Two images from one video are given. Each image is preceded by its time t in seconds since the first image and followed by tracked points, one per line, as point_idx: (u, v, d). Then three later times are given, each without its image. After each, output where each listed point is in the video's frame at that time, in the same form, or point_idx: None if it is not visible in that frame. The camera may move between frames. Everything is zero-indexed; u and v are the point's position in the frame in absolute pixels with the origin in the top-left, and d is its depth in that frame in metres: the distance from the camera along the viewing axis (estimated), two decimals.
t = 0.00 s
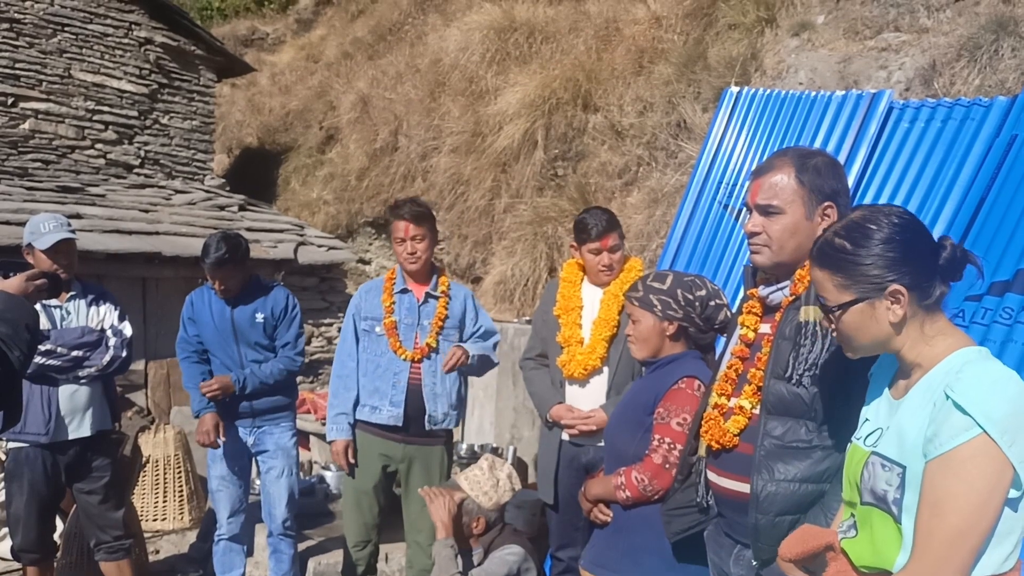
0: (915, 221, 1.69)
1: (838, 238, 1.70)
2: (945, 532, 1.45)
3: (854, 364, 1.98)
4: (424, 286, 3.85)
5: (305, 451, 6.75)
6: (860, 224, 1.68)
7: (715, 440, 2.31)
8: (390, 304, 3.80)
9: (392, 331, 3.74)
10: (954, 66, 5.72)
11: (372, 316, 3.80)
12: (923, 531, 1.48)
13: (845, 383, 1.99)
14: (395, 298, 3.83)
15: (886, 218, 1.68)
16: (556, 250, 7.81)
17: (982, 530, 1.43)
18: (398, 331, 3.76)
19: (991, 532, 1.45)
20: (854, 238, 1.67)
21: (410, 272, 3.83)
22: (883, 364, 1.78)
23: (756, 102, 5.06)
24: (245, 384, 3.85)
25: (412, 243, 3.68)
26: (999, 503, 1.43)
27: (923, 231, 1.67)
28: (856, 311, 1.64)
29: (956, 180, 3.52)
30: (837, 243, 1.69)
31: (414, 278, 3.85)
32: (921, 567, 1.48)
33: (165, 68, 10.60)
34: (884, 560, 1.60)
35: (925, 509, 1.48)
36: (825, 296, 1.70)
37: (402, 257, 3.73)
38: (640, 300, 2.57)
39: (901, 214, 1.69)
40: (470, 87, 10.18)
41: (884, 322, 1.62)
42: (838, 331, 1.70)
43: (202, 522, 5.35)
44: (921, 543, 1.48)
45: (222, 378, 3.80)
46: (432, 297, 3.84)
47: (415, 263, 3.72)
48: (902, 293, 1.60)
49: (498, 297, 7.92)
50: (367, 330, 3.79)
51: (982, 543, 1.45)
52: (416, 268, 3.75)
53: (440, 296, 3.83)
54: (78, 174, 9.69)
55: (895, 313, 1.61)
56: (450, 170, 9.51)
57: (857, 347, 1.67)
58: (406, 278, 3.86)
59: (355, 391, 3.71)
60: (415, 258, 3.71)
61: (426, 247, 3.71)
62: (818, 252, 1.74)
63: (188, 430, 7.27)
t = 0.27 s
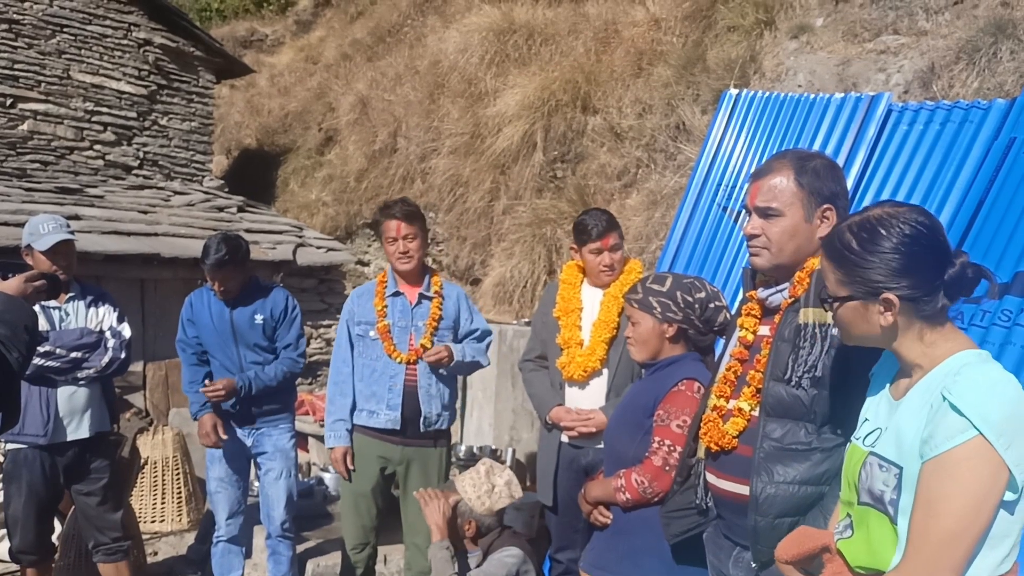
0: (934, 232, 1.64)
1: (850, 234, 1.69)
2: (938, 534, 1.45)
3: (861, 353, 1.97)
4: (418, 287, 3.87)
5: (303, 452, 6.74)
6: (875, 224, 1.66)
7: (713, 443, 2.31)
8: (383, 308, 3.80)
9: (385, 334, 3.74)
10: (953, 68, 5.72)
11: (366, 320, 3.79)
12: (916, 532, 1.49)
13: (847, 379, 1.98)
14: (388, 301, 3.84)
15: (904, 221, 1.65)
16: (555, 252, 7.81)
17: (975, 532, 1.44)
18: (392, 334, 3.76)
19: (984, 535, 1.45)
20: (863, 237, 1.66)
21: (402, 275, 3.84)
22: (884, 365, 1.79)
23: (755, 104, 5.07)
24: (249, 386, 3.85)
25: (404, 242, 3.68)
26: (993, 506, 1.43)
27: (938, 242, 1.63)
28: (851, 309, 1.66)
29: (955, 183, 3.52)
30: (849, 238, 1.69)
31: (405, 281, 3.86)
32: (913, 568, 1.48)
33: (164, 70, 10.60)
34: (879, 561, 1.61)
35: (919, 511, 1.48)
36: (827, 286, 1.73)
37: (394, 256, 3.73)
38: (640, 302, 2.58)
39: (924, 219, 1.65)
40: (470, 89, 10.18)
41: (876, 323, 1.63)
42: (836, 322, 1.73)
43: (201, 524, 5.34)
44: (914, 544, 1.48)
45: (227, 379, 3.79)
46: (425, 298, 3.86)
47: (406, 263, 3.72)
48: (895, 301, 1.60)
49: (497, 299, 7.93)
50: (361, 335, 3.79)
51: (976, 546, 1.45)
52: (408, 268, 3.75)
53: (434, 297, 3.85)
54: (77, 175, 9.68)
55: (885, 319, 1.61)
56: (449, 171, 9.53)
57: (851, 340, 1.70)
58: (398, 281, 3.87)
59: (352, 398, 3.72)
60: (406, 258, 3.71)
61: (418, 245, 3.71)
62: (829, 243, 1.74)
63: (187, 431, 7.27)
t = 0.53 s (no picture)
0: (945, 232, 1.65)
1: (861, 230, 1.70)
2: (939, 533, 1.46)
3: (863, 352, 1.98)
4: (412, 289, 3.86)
5: (301, 454, 6.73)
6: (886, 222, 1.67)
7: (712, 444, 2.31)
8: (378, 310, 3.79)
9: (382, 336, 3.73)
10: (951, 71, 5.73)
11: (361, 323, 3.78)
12: (916, 531, 1.49)
13: (845, 382, 1.99)
14: (383, 303, 3.82)
15: (916, 220, 1.66)
16: (554, 253, 7.81)
17: (976, 533, 1.44)
18: (389, 336, 3.76)
19: (984, 536, 1.46)
20: (875, 234, 1.67)
21: (396, 275, 3.83)
22: (887, 365, 1.81)
23: (753, 106, 5.07)
24: (242, 386, 3.85)
25: (402, 242, 3.68)
26: (995, 507, 1.44)
27: (948, 243, 1.64)
28: (858, 306, 1.67)
29: (953, 185, 3.53)
30: (860, 235, 1.70)
31: (399, 282, 3.85)
32: (912, 567, 1.49)
33: (162, 70, 10.59)
34: (878, 560, 1.61)
35: (920, 510, 1.49)
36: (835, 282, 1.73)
37: (391, 256, 3.72)
38: (639, 304, 2.58)
39: (936, 220, 1.66)
40: (468, 90, 10.17)
41: (882, 321, 1.63)
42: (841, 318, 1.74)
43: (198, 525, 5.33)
44: (914, 543, 1.49)
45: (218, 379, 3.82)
46: (420, 299, 3.85)
47: (403, 264, 3.72)
48: (902, 300, 1.60)
49: (496, 300, 7.92)
50: (357, 337, 3.78)
51: (976, 547, 1.46)
52: (405, 269, 3.75)
53: (428, 297, 3.84)
54: (75, 175, 9.67)
55: (892, 317, 1.62)
56: (447, 173, 9.54)
57: (855, 336, 1.71)
58: (392, 282, 3.86)
59: (346, 401, 3.71)
60: (403, 259, 3.72)
61: (415, 246, 3.72)
62: (841, 239, 1.75)
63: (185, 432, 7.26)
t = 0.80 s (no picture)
0: (952, 230, 1.66)
1: (868, 229, 1.71)
2: (944, 534, 1.46)
3: (865, 354, 1.98)
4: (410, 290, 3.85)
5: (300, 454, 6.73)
6: (894, 220, 1.68)
7: (712, 446, 2.32)
8: (377, 311, 3.78)
9: (381, 338, 3.73)
10: (949, 72, 5.74)
11: (360, 324, 3.78)
12: (921, 532, 1.49)
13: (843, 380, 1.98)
14: (381, 304, 3.82)
15: (924, 219, 1.67)
16: (553, 254, 7.81)
17: (980, 534, 1.45)
18: (387, 338, 3.75)
19: (989, 537, 1.46)
20: (883, 233, 1.68)
21: (394, 275, 3.82)
22: (891, 365, 1.82)
23: (752, 107, 5.08)
24: (240, 388, 3.85)
25: (402, 243, 3.68)
26: (1001, 508, 1.44)
27: (956, 241, 1.65)
28: (865, 304, 1.67)
29: (952, 186, 3.53)
30: (867, 233, 1.70)
31: (397, 283, 3.85)
32: (916, 567, 1.49)
33: (160, 71, 10.59)
34: (880, 560, 1.61)
35: (925, 510, 1.49)
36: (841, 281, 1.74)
37: (390, 258, 3.72)
38: (640, 305, 2.58)
39: (942, 218, 1.67)
40: (467, 91, 10.17)
41: (890, 320, 1.64)
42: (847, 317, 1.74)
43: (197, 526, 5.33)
44: (919, 543, 1.49)
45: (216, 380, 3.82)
46: (418, 300, 3.85)
47: (403, 265, 3.72)
48: (911, 298, 1.60)
49: (494, 301, 7.92)
50: (356, 338, 3.77)
51: (981, 548, 1.46)
52: (404, 271, 3.75)
53: (426, 299, 3.85)
54: (74, 176, 9.67)
55: (900, 316, 1.62)
56: (446, 173, 9.55)
57: (860, 336, 1.71)
58: (390, 283, 3.85)
59: (346, 402, 3.70)
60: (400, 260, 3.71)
61: (414, 247, 3.72)
62: (847, 237, 1.75)
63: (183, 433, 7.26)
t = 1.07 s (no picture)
0: (958, 228, 1.66)
1: (874, 227, 1.72)
2: (947, 534, 1.46)
3: (866, 354, 1.98)
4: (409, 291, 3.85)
5: (299, 454, 6.73)
6: (900, 218, 1.69)
7: (711, 445, 2.32)
8: (375, 311, 3.78)
9: (379, 338, 3.73)
10: (948, 72, 5.74)
11: (357, 324, 3.78)
12: (924, 532, 1.50)
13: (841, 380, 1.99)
14: (379, 304, 3.82)
15: (929, 217, 1.67)
16: (552, 254, 7.81)
17: (984, 535, 1.45)
18: (385, 338, 3.75)
19: (992, 538, 1.46)
20: (889, 231, 1.69)
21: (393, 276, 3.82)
22: (892, 363, 1.82)
23: (751, 107, 5.08)
24: (241, 390, 3.89)
25: (398, 242, 3.67)
26: (1004, 509, 1.44)
27: (962, 239, 1.65)
28: (870, 303, 1.67)
29: (951, 185, 3.54)
30: (873, 232, 1.71)
31: (396, 283, 3.84)
32: (918, 568, 1.49)
33: (159, 71, 10.58)
34: (881, 559, 1.62)
35: (929, 510, 1.49)
36: (846, 280, 1.74)
37: (387, 257, 3.72)
38: (641, 304, 2.58)
39: (948, 216, 1.67)
40: (466, 91, 10.17)
41: (895, 318, 1.64)
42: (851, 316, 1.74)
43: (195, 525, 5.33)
44: (921, 543, 1.49)
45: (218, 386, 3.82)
46: (417, 301, 3.85)
47: (399, 265, 3.72)
48: (916, 296, 1.60)
49: (493, 301, 7.92)
50: (353, 339, 3.78)
51: (983, 549, 1.46)
52: (401, 270, 3.74)
53: (425, 299, 3.85)
54: (72, 176, 9.66)
55: (905, 315, 1.62)
56: (445, 173, 9.54)
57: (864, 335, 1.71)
58: (389, 283, 3.85)
59: (342, 402, 3.71)
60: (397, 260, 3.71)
61: (411, 247, 3.71)
62: (853, 235, 1.76)
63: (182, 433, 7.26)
